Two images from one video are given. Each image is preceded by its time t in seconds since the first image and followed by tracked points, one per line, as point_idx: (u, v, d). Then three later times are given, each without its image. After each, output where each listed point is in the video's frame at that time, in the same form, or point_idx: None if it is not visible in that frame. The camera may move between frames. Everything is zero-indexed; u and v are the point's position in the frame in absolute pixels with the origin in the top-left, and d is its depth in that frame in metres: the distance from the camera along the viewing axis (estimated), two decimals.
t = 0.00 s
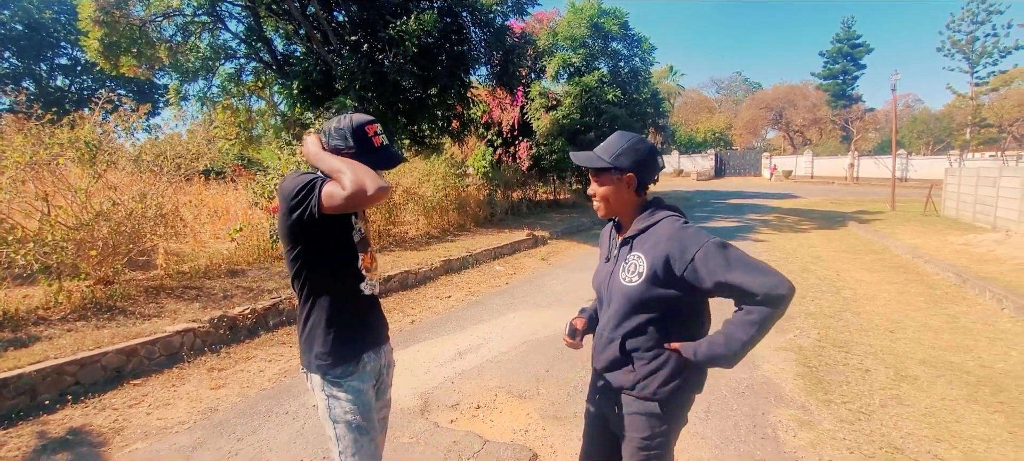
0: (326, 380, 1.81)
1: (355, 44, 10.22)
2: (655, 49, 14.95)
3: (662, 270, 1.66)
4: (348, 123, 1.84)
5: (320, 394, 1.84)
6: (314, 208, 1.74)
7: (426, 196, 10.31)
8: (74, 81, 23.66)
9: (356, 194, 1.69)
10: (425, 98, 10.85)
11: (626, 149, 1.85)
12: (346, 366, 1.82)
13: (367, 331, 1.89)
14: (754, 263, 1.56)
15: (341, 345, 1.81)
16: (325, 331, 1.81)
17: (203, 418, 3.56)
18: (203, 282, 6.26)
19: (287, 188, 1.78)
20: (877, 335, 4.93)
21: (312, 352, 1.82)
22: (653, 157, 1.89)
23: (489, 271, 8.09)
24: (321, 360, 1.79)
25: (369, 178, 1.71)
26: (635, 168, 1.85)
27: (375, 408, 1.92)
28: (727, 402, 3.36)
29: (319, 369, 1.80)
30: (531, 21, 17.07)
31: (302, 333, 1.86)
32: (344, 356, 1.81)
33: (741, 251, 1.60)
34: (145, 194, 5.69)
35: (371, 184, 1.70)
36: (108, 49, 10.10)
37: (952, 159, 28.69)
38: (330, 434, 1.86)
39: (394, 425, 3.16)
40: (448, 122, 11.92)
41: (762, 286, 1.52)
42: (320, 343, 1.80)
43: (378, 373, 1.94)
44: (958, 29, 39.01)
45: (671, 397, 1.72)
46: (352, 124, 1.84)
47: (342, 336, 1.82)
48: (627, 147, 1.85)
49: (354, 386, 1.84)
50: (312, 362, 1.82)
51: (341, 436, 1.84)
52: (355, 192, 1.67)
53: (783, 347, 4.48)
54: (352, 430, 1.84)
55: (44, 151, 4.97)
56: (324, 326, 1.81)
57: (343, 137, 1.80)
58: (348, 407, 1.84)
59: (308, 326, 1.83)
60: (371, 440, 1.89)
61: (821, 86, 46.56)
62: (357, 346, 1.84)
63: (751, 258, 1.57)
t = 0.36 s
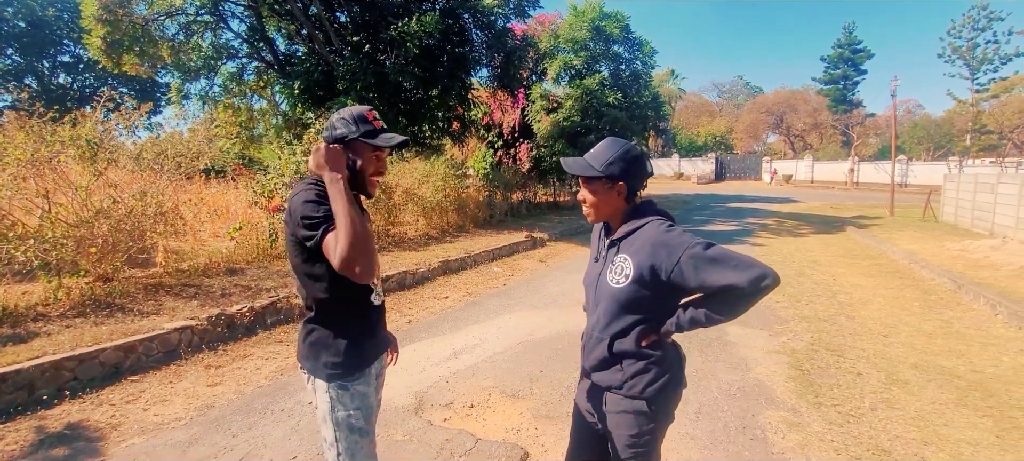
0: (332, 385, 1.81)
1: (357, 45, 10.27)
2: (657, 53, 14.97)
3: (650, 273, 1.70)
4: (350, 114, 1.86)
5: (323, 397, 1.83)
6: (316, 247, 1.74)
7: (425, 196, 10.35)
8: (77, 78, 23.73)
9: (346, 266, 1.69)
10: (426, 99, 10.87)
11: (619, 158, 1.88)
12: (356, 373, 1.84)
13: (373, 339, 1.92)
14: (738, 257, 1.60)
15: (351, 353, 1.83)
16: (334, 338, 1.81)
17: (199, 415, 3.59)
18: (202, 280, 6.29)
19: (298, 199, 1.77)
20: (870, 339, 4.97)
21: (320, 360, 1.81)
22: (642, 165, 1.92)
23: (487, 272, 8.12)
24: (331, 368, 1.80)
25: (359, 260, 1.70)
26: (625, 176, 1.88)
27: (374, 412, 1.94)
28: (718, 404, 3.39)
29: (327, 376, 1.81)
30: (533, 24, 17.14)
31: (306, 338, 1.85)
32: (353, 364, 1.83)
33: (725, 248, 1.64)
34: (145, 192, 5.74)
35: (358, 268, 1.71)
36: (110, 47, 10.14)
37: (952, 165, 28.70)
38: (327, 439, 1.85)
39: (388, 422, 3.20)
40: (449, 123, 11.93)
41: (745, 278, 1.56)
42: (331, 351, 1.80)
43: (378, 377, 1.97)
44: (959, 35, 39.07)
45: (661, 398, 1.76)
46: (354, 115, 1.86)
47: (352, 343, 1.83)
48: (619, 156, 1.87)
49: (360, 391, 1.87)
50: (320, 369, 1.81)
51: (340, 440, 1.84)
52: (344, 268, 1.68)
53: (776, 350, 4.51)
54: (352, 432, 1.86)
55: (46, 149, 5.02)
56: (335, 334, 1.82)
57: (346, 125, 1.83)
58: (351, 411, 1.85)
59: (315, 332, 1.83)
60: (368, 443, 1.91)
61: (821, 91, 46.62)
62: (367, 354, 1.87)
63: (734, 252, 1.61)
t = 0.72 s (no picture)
0: (337, 375, 1.86)
1: (359, 44, 10.27)
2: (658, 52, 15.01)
3: (631, 269, 1.75)
4: (356, 109, 1.90)
5: (327, 387, 1.88)
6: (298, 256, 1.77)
7: (426, 195, 10.41)
8: (80, 77, 23.84)
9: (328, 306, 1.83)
10: (428, 98, 10.83)
11: (609, 155, 1.92)
12: (360, 364, 1.88)
13: (376, 334, 1.96)
14: (716, 262, 1.63)
15: (354, 346, 1.87)
16: (337, 332, 1.87)
17: (201, 408, 3.65)
18: (204, 277, 6.36)
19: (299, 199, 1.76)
20: (867, 337, 5.00)
21: (323, 352, 1.86)
22: (633, 163, 1.96)
23: (487, 270, 8.17)
24: (335, 359, 1.85)
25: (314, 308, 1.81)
26: (614, 173, 1.93)
27: (377, 402, 1.98)
28: (712, 399, 3.44)
29: (330, 367, 1.85)
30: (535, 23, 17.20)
31: (311, 330, 1.91)
32: (356, 357, 1.87)
33: (704, 252, 1.68)
34: (149, 190, 5.80)
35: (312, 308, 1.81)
36: (114, 46, 10.22)
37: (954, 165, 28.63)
38: (330, 427, 1.90)
39: (386, 416, 3.25)
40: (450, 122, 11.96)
41: (720, 283, 1.61)
42: (334, 343, 1.86)
43: (382, 371, 2.02)
44: (962, 35, 38.99)
45: (645, 389, 1.81)
46: (360, 108, 1.90)
47: (355, 337, 1.88)
48: (609, 153, 1.91)
49: (364, 381, 1.91)
50: (324, 360, 1.86)
51: (342, 428, 1.88)
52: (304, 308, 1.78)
53: (772, 347, 4.55)
54: (354, 422, 1.90)
55: (51, 147, 5.06)
56: (340, 327, 1.87)
57: (353, 118, 1.88)
58: (354, 400, 1.90)
59: (318, 326, 1.89)
60: (370, 432, 1.95)
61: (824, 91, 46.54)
62: (371, 346, 1.91)
63: (712, 257, 1.64)
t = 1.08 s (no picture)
0: (338, 365, 1.91)
1: (360, 42, 10.33)
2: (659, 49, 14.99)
3: (626, 263, 1.78)
4: (357, 108, 1.93)
5: (328, 376, 1.93)
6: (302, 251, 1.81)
7: (428, 192, 10.45)
8: (83, 77, 23.93)
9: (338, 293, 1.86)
10: (429, 96, 10.94)
11: (603, 151, 1.96)
12: (360, 354, 1.93)
13: (377, 326, 2.00)
14: (708, 258, 1.66)
15: (355, 337, 1.91)
16: (338, 324, 1.90)
17: (206, 403, 3.71)
18: (207, 274, 6.41)
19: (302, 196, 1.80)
20: (866, 331, 5.03)
21: (324, 342, 1.91)
22: (628, 159, 1.99)
23: (488, 267, 8.21)
24: (335, 349, 1.89)
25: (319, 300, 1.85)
26: (609, 168, 1.96)
27: (378, 391, 2.03)
28: (709, 392, 3.48)
29: (331, 357, 1.90)
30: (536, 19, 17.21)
31: (314, 322, 1.95)
32: (356, 347, 1.91)
33: (697, 247, 1.71)
34: (152, 188, 5.85)
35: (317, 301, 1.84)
36: (116, 46, 10.28)
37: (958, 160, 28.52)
38: (333, 414, 1.96)
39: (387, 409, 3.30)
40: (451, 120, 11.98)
41: (712, 278, 1.64)
42: (335, 334, 1.90)
43: (383, 361, 2.06)
44: (966, 29, 38.77)
45: (640, 378, 1.85)
46: (361, 107, 1.93)
47: (355, 328, 1.92)
48: (603, 149, 1.95)
49: (364, 371, 1.95)
50: (325, 350, 1.91)
51: (344, 416, 1.94)
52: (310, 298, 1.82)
53: (770, 341, 4.59)
54: (355, 410, 1.95)
55: (55, 146, 5.11)
56: (340, 318, 1.91)
57: (354, 117, 1.91)
58: (354, 389, 1.94)
59: (320, 318, 1.93)
60: (371, 420, 2.01)
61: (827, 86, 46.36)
62: (370, 338, 1.95)
63: (704, 253, 1.68)
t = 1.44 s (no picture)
0: (339, 362, 1.93)
1: (359, 41, 10.25)
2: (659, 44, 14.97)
3: (627, 257, 1.80)
4: (358, 108, 1.95)
5: (330, 373, 1.95)
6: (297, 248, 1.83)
7: (428, 191, 10.47)
8: (83, 79, 23.97)
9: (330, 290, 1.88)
10: (429, 94, 10.97)
11: (599, 147, 1.98)
12: (361, 351, 1.95)
13: (378, 324, 2.01)
14: (709, 249, 1.70)
15: (357, 334, 1.94)
16: (338, 322, 1.93)
17: (210, 402, 3.73)
18: (210, 275, 6.44)
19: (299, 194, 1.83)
20: (866, 325, 5.04)
21: (326, 340, 1.93)
22: (624, 153, 2.02)
23: (489, 265, 8.23)
24: (337, 347, 1.92)
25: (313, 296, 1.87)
26: (607, 164, 1.98)
27: (380, 387, 2.05)
28: (709, 386, 3.50)
29: (332, 354, 1.93)
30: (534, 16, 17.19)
31: (315, 320, 1.98)
32: (357, 344, 1.93)
33: (697, 240, 1.74)
34: (154, 190, 5.88)
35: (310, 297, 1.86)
36: (116, 48, 10.29)
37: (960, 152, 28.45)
38: (336, 410, 1.98)
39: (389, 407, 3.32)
40: (451, 118, 12.00)
41: (714, 270, 1.67)
42: (336, 331, 1.92)
43: (385, 358, 2.08)
44: (968, 20, 38.60)
45: (640, 371, 1.87)
46: (362, 107, 1.95)
47: (356, 326, 1.94)
48: (599, 145, 1.97)
49: (365, 367, 1.97)
50: (327, 348, 1.94)
51: (347, 412, 1.97)
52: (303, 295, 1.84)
53: (771, 335, 4.61)
54: (358, 406, 1.98)
55: (57, 149, 5.15)
56: (339, 315, 1.93)
57: (354, 117, 1.93)
58: (356, 385, 1.97)
59: (321, 317, 1.95)
60: (374, 416, 2.03)
61: (828, 79, 46.23)
62: (371, 335, 1.97)
63: (706, 244, 1.71)
